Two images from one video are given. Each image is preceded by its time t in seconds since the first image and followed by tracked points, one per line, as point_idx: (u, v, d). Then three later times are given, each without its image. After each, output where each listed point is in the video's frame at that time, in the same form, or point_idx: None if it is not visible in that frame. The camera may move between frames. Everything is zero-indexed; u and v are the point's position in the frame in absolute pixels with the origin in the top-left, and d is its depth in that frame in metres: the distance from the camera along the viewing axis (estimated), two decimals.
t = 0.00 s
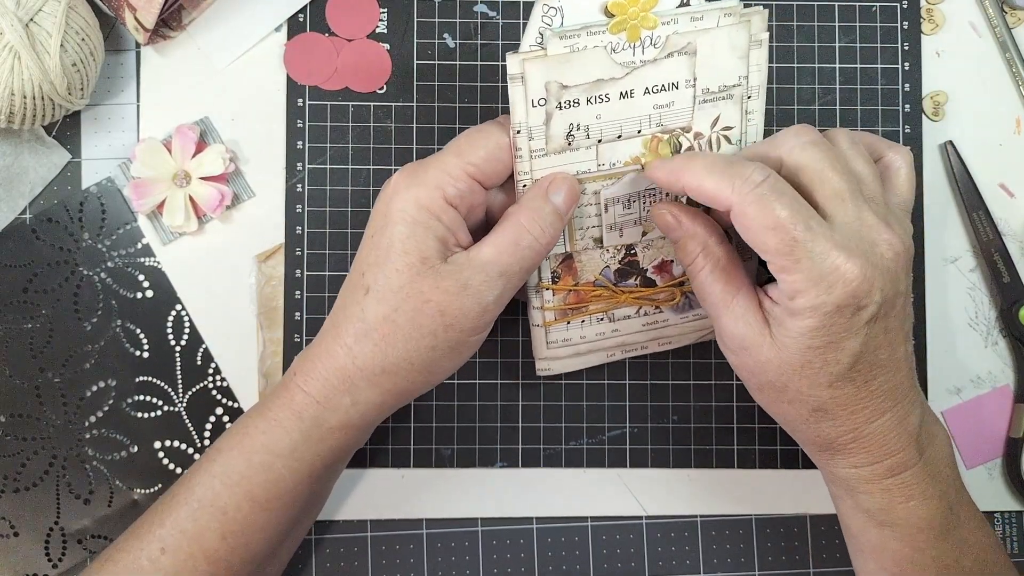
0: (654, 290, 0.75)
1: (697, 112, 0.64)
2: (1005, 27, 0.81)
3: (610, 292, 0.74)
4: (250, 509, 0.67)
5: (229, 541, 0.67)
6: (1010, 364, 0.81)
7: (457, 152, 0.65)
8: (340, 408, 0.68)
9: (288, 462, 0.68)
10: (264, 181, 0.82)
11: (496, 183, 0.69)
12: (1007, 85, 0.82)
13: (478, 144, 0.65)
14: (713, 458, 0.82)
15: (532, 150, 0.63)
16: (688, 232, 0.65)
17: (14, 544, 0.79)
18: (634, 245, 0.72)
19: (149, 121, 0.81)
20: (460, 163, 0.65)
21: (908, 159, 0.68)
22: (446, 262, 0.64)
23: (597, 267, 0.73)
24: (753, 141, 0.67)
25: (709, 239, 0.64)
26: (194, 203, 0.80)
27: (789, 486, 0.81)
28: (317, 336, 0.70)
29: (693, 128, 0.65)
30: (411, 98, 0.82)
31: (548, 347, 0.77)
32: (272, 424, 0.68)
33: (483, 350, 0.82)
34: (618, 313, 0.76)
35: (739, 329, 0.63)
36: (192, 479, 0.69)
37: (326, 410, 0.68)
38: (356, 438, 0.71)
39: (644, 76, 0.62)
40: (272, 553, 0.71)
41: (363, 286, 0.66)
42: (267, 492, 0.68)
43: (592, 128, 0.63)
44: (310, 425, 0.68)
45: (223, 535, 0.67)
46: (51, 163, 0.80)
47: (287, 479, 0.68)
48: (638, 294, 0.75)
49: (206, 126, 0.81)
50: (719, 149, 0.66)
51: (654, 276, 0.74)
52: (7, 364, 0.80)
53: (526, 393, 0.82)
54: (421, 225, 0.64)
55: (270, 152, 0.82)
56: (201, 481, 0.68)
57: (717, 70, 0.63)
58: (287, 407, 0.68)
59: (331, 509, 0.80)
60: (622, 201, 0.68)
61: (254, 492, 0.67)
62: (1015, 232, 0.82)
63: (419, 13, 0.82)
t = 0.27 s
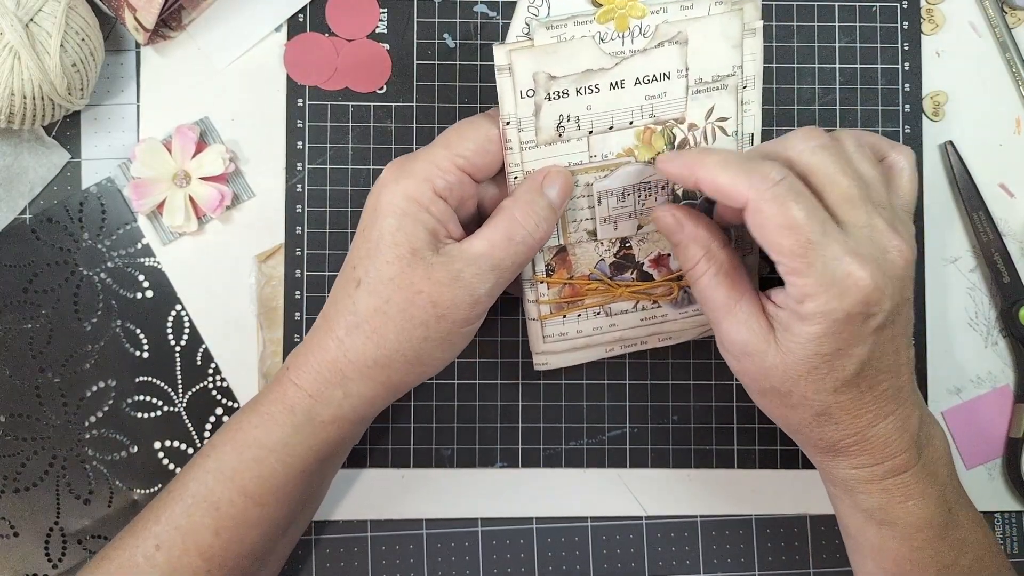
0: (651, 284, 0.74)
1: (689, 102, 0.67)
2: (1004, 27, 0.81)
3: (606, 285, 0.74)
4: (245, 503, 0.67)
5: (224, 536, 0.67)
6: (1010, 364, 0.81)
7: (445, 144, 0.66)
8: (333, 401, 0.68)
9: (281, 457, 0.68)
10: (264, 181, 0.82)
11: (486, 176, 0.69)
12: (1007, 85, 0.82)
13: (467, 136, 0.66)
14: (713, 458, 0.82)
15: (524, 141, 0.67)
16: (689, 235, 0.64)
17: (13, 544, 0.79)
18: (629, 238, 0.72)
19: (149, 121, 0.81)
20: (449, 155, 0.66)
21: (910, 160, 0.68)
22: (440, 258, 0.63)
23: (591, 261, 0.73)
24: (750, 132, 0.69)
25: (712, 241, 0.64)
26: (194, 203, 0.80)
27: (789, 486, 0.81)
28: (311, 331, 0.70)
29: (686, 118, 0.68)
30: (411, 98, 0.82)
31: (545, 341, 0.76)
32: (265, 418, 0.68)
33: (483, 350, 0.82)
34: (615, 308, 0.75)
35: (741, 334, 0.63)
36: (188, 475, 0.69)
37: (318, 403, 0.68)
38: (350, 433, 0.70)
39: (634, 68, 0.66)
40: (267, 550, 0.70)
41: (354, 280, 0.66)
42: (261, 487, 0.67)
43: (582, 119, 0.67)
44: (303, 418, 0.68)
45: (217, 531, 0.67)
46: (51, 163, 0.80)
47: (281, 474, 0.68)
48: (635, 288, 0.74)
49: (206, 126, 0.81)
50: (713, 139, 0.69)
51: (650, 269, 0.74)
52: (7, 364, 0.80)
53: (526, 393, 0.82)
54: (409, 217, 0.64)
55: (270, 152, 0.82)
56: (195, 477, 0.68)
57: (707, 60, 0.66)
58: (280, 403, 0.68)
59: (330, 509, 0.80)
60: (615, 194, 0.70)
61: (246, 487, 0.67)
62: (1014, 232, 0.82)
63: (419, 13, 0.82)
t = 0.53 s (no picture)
0: (638, 269, 0.69)
1: (665, 77, 0.65)
2: (1005, 27, 0.81)
3: (590, 269, 0.69)
4: (226, 490, 0.67)
5: (208, 525, 0.67)
6: (1010, 364, 0.81)
7: (415, 125, 0.69)
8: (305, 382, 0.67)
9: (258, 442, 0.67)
10: (264, 181, 0.82)
11: (460, 158, 0.72)
12: (1007, 85, 0.82)
13: (437, 117, 0.69)
14: (713, 458, 0.82)
15: (495, 120, 0.65)
16: (775, 191, 0.61)
17: (14, 544, 0.79)
18: (611, 219, 0.68)
19: (149, 121, 0.81)
20: (420, 136, 0.68)
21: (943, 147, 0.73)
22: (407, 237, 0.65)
23: (574, 244, 0.69)
24: (732, 106, 0.66)
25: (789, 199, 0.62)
26: (194, 203, 0.80)
27: (789, 486, 0.81)
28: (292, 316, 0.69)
29: (663, 92, 0.65)
30: (411, 98, 0.82)
31: (532, 329, 0.72)
32: (244, 404, 0.68)
33: (483, 350, 0.82)
34: (603, 294, 0.70)
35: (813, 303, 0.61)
36: (174, 465, 0.69)
37: (295, 386, 0.67)
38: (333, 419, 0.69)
39: (604, 41, 0.64)
40: (255, 539, 0.70)
41: (328, 263, 0.67)
42: (241, 474, 0.67)
43: (553, 95, 0.65)
44: (280, 403, 0.67)
45: (200, 520, 0.67)
46: (51, 163, 0.80)
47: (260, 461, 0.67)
48: (622, 272, 0.69)
49: (206, 126, 0.81)
50: (693, 114, 0.66)
51: (636, 253, 0.69)
52: (7, 364, 0.80)
53: (526, 393, 0.82)
54: (379, 196, 0.66)
55: (270, 152, 0.82)
56: (178, 466, 0.68)
57: (681, 32, 0.64)
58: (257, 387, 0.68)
59: (330, 509, 0.80)
60: (593, 172, 0.67)
61: (225, 474, 0.67)
62: (1014, 232, 0.82)
63: (419, 13, 0.82)
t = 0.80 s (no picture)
0: (617, 245, 0.66)
1: (633, 47, 0.61)
2: (1005, 27, 0.81)
3: (569, 247, 0.66)
4: (211, 486, 0.67)
5: (196, 520, 0.67)
6: (1010, 363, 0.81)
7: (383, 111, 0.68)
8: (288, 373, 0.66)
9: (243, 437, 0.67)
10: (264, 181, 0.82)
11: (432, 143, 0.71)
12: (1007, 84, 0.82)
13: (403, 103, 0.68)
14: (713, 458, 0.82)
15: (462, 99, 0.62)
16: (745, 205, 0.60)
17: (14, 544, 0.79)
18: (587, 194, 0.65)
19: (149, 121, 0.81)
20: (388, 122, 0.68)
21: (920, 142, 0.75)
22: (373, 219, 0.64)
23: (551, 222, 0.66)
24: (705, 74, 0.62)
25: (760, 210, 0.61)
26: (194, 203, 0.80)
27: (789, 486, 0.81)
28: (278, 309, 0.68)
29: (632, 63, 0.62)
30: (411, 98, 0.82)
31: (515, 313, 0.69)
32: (229, 400, 0.68)
33: (483, 350, 0.82)
34: (585, 273, 0.67)
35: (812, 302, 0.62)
36: (165, 460, 0.69)
37: (277, 380, 0.67)
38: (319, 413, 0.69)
39: (568, 13, 0.60)
40: (244, 534, 0.70)
41: (304, 256, 0.67)
42: (227, 469, 0.67)
43: (521, 70, 0.61)
44: (264, 397, 0.67)
45: (188, 516, 0.67)
46: (51, 163, 0.80)
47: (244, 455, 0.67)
48: (602, 250, 0.66)
49: (206, 126, 0.81)
50: (664, 84, 0.62)
51: (615, 230, 0.65)
52: (7, 364, 0.80)
53: (526, 393, 0.82)
54: (369, 193, 0.66)
55: (270, 152, 0.82)
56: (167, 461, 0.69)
57: None
58: (241, 381, 0.68)
59: (331, 509, 0.80)
60: (566, 148, 0.63)
61: (211, 469, 0.67)
62: (1015, 232, 0.82)
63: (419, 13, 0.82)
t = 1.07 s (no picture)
0: (639, 216, 0.65)
1: (653, 17, 0.62)
2: (1005, 27, 0.81)
3: (591, 218, 0.66)
4: (203, 484, 0.67)
5: (189, 518, 0.67)
6: (1010, 364, 0.81)
7: (411, 115, 0.69)
8: (281, 370, 0.66)
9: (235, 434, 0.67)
10: (264, 181, 0.82)
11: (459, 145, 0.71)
12: (1007, 85, 0.82)
13: (427, 103, 0.69)
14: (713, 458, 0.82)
15: (486, 70, 0.62)
16: (762, 186, 0.61)
17: (14, 544, 0.79)
18: (608, 163, 0.64)
19: (149, 121, 0.81)
20: (417, 125, 0.69)
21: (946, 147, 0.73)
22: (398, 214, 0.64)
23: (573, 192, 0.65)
24: (724, 45, 0.63)
25: (777, 190, 0.62)
26: (194, 203, 0.80)
27: (789, 486, 0.81)
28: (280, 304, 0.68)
29: (653, 34, 0.62)
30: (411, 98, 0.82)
31: (536, 283, 0.69)
32: (222, 396, 0.67)
33: (483, 350, 0.82)
34: (606, 243, 0.67)
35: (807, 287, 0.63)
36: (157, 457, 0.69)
37: (270, 376, 0.66)
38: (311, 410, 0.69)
39: None
40: (237, 530, 0.70)
41: (321, 254, 0.67)
42: (219, 467, 0.67)
43: (544, 40, 0.62)
44: (257, 394, 0.66)
45: (182, 513, 0.67)
46: (51, 163, 0.81)
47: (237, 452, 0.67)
48: (624, 220, 0.66)
49: (206, 126, 0.81)
50: (684, 54, 0.62)
51: (636, 200, 0.65)
52: (7, 364, 0.80)
53: (526, 393, 0.82)
54: (370, 193, 0.66)
55: (270, 152, 0.82)
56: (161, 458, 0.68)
57: None
58: (230, 378, 0.67)
59: (331, 509, 0.80)
60: (590, 117, 0.63)
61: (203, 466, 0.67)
62: (1015, 232, 0.82)
63: (419, 13, 0.82)
